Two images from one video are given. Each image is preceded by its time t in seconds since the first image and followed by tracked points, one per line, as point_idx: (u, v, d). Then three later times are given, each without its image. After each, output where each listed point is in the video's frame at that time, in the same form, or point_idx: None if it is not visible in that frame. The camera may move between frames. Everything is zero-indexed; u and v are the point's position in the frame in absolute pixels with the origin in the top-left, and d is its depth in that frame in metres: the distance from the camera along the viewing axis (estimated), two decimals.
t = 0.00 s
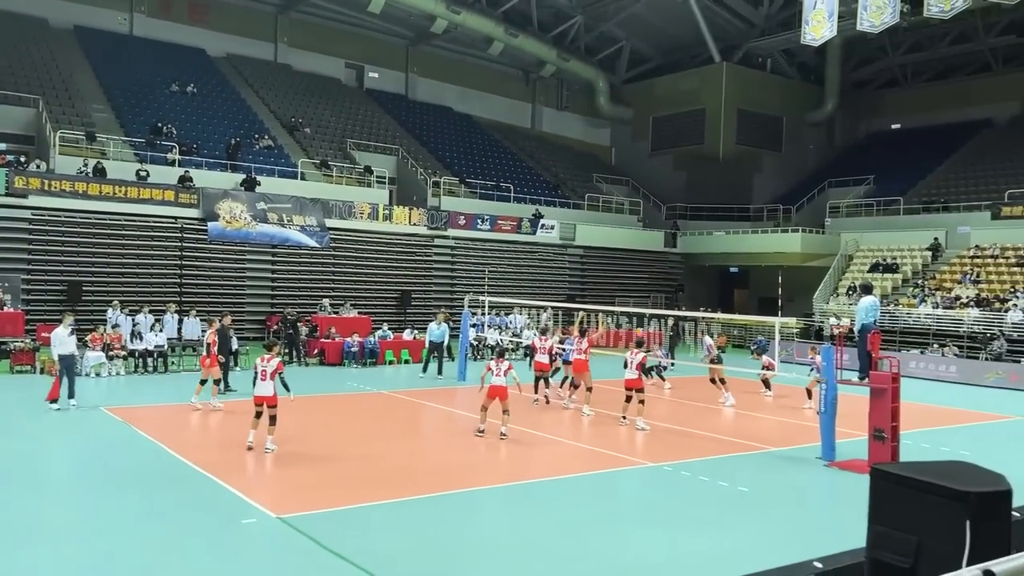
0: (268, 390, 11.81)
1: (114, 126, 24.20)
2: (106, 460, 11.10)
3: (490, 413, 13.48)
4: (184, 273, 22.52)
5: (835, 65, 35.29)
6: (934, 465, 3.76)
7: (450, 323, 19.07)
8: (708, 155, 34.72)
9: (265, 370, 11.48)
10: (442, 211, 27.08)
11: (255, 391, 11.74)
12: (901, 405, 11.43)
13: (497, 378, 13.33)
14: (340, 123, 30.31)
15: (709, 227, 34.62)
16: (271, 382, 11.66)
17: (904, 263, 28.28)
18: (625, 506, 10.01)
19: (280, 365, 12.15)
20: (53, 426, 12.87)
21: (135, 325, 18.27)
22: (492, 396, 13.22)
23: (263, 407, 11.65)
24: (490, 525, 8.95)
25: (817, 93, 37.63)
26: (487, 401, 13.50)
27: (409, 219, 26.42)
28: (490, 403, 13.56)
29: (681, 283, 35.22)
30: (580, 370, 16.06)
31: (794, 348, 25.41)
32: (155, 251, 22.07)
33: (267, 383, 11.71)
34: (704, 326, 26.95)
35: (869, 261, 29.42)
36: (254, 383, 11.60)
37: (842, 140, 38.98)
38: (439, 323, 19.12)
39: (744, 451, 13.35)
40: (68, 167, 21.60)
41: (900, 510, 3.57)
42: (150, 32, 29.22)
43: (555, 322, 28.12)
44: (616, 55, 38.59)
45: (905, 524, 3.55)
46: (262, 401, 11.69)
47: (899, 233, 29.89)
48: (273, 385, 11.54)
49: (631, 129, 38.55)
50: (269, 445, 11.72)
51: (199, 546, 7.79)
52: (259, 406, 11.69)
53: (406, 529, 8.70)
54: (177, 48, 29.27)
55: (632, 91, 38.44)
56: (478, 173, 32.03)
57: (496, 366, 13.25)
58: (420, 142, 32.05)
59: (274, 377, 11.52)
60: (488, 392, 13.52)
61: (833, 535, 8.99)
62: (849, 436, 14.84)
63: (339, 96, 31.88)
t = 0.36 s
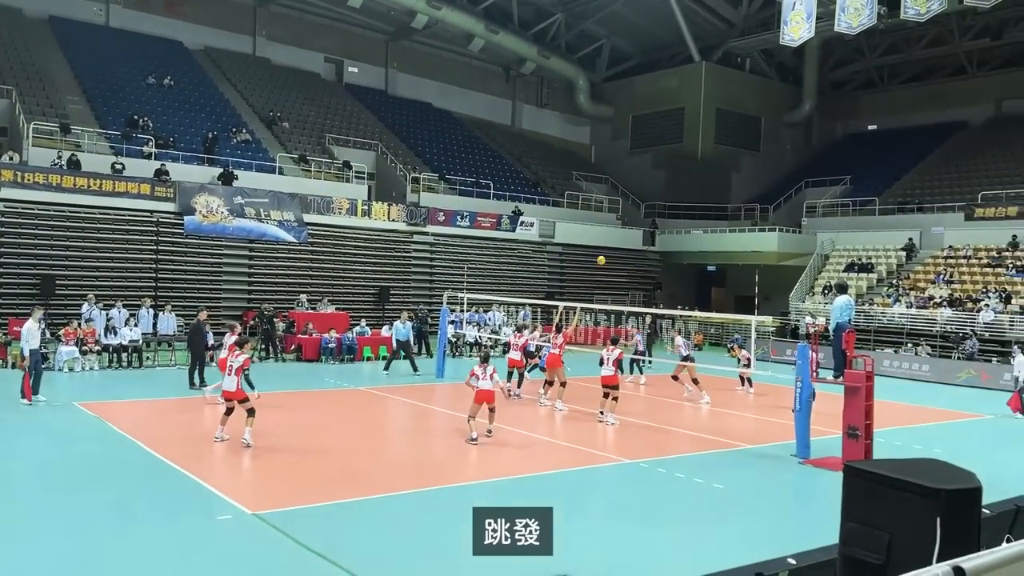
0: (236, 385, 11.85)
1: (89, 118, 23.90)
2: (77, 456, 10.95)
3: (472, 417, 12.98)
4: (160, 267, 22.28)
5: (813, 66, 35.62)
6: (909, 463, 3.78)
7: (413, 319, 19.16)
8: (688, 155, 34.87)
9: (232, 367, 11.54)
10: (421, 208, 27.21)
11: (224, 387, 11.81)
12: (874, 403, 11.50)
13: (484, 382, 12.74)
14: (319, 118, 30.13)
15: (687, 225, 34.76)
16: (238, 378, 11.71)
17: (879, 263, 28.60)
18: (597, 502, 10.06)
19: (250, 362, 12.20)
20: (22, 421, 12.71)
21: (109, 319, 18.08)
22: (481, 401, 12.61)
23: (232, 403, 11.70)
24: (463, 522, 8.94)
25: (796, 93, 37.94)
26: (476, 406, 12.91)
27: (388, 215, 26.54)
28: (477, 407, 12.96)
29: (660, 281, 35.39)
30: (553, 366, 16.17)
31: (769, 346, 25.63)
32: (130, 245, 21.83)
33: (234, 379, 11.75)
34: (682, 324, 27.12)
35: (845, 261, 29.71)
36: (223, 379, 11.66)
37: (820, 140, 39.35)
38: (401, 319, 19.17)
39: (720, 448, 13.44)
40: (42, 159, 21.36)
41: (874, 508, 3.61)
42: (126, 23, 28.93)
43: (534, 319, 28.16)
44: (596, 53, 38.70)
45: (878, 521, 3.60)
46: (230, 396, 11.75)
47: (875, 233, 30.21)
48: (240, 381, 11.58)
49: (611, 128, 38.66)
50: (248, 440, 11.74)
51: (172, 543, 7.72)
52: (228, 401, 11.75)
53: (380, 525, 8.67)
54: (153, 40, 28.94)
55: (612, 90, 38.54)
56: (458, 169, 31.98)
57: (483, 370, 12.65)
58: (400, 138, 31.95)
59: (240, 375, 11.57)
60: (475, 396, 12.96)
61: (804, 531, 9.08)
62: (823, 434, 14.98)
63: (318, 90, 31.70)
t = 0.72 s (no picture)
0: (225, 380, 11.76)
1: (77, 111, 23.74)
2: (66, 451, 10.89)
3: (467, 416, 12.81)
4: (148, 262, 22.13)
5: (803, 66, 35.76)
6: (895, 460, 3.80)
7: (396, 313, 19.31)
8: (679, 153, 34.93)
9: (222, 361, 11.46)
10: (411, 204, 27.21)
11: (212, 381, 11.72)
12: (862, 402, 11.53)
13: (485, 384, 12.56)
14: (310, 113, 30.02)
15: (677, 224, 34.85)
16: (226, 372, 11.64)
17: (868, 262, 28.78)
18: (585, 499, 10.06)
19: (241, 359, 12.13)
20: (8, 415, 12.63)
21: (96, 313, 17.90)
22: (483, 403, 12.44)
23: (220, 398, 11.59)
24: (451, 519, 8.92)
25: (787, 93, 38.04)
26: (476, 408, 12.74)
27: (378, 211, 26.52)
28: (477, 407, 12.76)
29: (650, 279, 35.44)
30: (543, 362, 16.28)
31: (758, 344, 25.74)
32: (118, 239, 21.68)
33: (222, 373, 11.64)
34: (671, 322, 27.21)
35: (834, 260, 29.84)
36: (212, 373, 11.59)
37: (810, 139, 39.52)
38: (384, 312, 19.24)
39: (708, 446, 13.48)
40: (30, 152, 21.25)
41: (862, 504, 3.62)
42: (115, 16, 28.73)
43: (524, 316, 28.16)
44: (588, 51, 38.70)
45: (866, 518, 3.62)
46: (219, 391, 11.64)
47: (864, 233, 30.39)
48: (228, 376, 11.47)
49: (602, 125, 38.68)
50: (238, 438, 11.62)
51: (161, 539, 7.68)
52: (216, 397, 11.65)
53: (367, 522, 8.64)
54: (142, 33, 28.74)
55: (603, 87, 38.55)
56: (448, 165, 31.94)
57: (484, 373, 12.49)
58: (392, 134, 31.88)
59: (228, 370, 11.46)
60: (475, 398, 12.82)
61: (789, 528, 9.11)
62: (812, 432, 15.03)
63: (308, 85, 31.57)
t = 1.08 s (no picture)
0: (224, 378, 11.73)
1: (75, 106, 23.69)
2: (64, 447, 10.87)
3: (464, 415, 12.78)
4: (145, 258, 22.14)
5: (802, 65, 35.78)
6: (891, 460, 3.81)
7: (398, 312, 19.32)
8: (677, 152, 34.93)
9: (224, 358, 11.46)
10: (410, 201, 27.11)
11: (212, 378, 11.70)
12: (859, 400, 11.56)
13: (486, 383, 12.58)
14: (307, 110, 29.95)
15: (675, 222, 34.88)
16: (226, 370, 11.63)
17: (865, 262, 28.84)
18: (583, 498, 10.05)
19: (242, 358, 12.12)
20: (4, 412, 12.60)
21: (94, 309, 17.79)
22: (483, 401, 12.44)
23: (220, 395, 11.55)
24: (449, 517, 8.90)
25: (785, 92, 38.04)
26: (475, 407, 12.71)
27: (376, 208, 26.42)
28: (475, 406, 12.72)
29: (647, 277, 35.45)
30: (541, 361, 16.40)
31: (755, 343, 25.77)
32: (116, 235, 21.65)
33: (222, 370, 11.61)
34: (668, 320, 27.24)
35: (831, 259, 29.88)
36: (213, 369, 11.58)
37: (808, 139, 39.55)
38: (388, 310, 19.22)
39: (705, 445, 13.48)
40: (27, 147, 21.18)
41: (859, 504, 3.63)
42: (114, 12, 28.67)
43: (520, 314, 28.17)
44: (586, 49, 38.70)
45: (863, 517, 3.63)
46: (218, 388, 11.60)
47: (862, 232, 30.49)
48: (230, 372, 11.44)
49: (600, 124, 38.66)
50: (235, 436, 11.58)
51: (159, 536, 7.66)
52: (216, 393, 11.63)
53: (367, 520, 8.64)
54: (139, 28, 28.67)
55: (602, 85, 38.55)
56: (446, 162, 31.93)
57: (486, 370, 12.52)
58: (390, 132, 31.85)
59: (230, 368, 11.46)
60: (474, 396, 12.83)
61: (787, 527, 9.14)
62: (808, 431, 15.07)
63: (306, 81, 31.53)
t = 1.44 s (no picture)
0: (225, 377, 11.75)
1: (75, 103, 23.68)
2: (63, 444, 10.88)
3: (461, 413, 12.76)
4: (144, 256, 22.13)
5: (802, 65, 35.79)
6: (891, 460, 3.81)
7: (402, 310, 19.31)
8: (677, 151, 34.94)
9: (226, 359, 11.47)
10: (409, 200, 27.09)
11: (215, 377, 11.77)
12: (858, 400, 11.57)
13: (484, 384, 12.55)
14: (307, 108, 29.93)
15: (674, 221, 34.87)
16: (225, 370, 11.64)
17: (865, 262, 28.84)
18: (583, 496, 10.06)
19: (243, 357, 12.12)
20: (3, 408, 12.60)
21: (94, 307, 17.79)
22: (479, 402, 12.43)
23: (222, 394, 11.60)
24: (448, 516, 8.89)
25: (786, 92, 38.04)
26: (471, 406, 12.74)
27: (376, 207, 26.39)
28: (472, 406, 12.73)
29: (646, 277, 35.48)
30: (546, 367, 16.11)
31: (755, 342, 25.77)
32: (116, 233, 21.64)
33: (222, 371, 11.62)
34: (667, 319, 27.26)
35: (830, 260, 29.88)
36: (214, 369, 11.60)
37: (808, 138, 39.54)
38: (393, 307, 19.23)
39: (705, 444, 13.46)
40: (27, 144, 21.16)
41: (859, 505, 3.63)
42: (114, 9, 28.64)
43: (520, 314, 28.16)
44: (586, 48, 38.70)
45: (862, 517, 3.63)
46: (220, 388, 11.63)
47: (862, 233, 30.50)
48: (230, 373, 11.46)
49: (600, 123, 38.64)
50: (240, 433, 11.61)
51: (158, 534, 7.66)
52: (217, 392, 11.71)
53: (366, 518, 8.65)
54: (139, 25, 28.66)
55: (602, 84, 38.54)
56: (446, 161, 31.92)
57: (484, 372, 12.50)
58: (390, 130, 31.84)
59: (231, 369, 11.47)
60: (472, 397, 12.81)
61: (785, 527, 9.15)
62: (807, 431, 15.07)
63: (306, 79, 31.50)
